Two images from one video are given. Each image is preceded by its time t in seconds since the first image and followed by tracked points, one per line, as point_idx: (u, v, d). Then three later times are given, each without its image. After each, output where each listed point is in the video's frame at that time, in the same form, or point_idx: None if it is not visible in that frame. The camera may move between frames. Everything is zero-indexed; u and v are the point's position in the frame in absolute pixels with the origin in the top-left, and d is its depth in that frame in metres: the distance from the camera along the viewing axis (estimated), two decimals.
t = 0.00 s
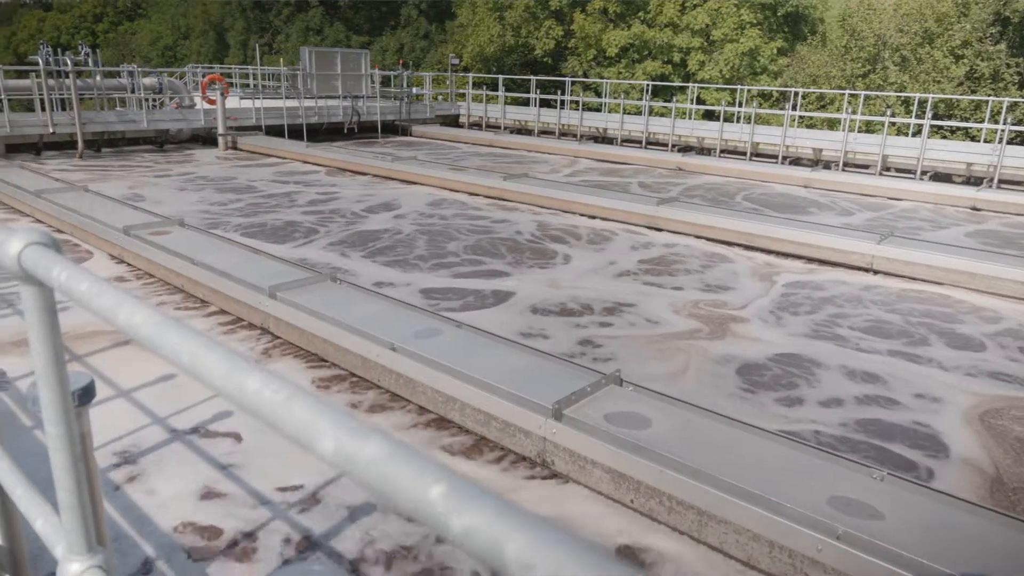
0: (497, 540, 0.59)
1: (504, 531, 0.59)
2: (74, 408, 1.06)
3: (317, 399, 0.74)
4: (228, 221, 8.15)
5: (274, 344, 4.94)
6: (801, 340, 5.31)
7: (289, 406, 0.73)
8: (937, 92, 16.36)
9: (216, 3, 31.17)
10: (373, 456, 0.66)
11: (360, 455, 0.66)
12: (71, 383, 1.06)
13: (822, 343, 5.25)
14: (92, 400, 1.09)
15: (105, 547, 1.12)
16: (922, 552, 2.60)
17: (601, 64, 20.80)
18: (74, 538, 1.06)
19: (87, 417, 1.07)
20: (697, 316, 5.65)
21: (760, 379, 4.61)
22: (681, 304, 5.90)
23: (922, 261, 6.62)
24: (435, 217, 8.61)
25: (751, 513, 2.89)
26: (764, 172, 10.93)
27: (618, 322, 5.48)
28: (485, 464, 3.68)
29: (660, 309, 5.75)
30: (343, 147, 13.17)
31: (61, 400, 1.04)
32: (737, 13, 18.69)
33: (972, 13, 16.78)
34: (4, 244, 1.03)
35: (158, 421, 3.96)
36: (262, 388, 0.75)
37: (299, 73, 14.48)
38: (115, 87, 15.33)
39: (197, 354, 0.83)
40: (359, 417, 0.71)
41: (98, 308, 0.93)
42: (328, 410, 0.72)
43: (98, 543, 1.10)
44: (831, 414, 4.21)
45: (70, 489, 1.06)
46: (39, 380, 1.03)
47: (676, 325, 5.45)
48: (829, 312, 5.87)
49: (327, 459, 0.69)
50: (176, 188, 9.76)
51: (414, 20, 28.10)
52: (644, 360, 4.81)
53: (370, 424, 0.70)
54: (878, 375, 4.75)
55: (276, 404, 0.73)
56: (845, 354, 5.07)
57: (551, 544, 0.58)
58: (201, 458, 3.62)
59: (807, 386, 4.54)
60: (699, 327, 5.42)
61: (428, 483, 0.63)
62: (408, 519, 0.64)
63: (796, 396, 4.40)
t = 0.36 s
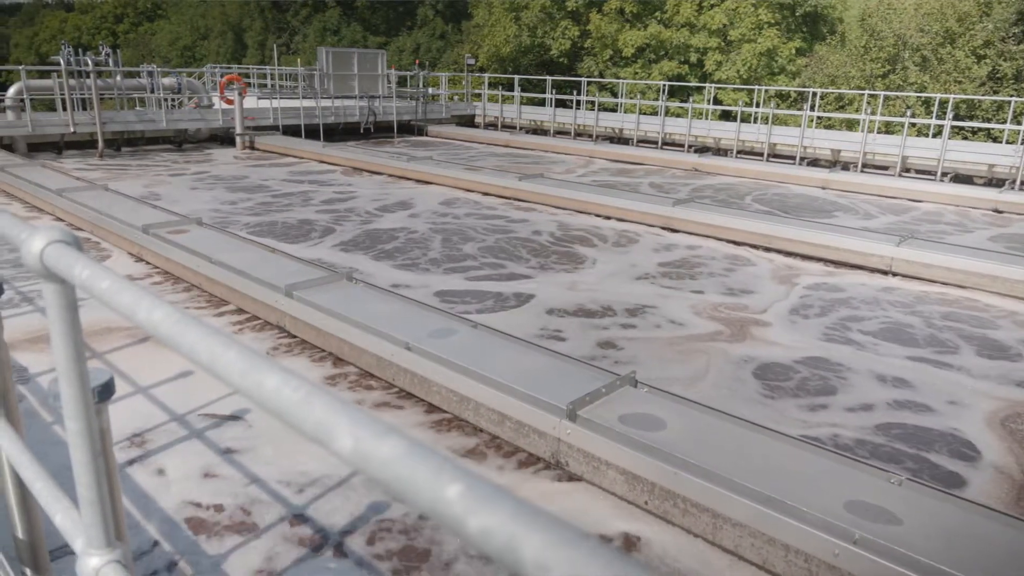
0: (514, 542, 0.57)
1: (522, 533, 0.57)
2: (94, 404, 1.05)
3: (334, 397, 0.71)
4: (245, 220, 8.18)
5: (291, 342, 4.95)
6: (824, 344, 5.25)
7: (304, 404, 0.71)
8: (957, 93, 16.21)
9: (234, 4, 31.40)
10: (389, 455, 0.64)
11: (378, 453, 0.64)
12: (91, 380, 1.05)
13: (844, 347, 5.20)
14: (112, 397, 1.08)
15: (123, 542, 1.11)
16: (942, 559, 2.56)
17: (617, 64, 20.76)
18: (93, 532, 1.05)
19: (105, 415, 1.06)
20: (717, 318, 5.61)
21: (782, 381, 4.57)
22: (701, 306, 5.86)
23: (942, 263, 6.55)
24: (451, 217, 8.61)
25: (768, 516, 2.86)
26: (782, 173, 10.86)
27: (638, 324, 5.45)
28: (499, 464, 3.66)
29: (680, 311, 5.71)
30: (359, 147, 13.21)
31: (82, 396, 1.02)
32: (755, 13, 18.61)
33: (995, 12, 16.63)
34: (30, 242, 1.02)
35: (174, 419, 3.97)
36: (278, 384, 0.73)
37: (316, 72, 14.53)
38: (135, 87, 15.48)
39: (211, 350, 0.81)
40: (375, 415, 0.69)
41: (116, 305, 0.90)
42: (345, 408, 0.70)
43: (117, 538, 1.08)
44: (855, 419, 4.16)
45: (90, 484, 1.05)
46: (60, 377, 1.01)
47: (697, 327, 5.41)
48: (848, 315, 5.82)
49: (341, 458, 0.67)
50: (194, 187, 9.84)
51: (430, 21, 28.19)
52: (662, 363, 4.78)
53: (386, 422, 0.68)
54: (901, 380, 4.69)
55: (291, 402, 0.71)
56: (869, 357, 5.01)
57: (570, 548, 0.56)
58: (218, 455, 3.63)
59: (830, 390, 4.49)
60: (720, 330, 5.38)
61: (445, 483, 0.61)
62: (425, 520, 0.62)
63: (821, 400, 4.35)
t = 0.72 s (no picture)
0: (530, 541, 0.57)
1: (538, 532, 0.57)
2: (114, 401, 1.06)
3: (354, 396, 0.71)
4: (264, 219, 8.25)
5: (308, 341, 4.97)
6: (847, 347, 5.20)
7: (325, 402, 0.70)
8: (980, 93, 16.02)
9: (254, 5, 31.66)
10: (407, 455, 0.64)
11: (396, 452, 0.64)
12: (111, 377, 1.06)
13: (867, 351, 5.14)
14: (130, 394, 1.09)
15: (142, 537, 1.12)
16: (960, 565, 2.53)
17: (634, 64, 20.72)
18: (113, 527, 1.06)
19: (126, 410, 1.08)
20: (738, 320, 5.57)
21: (803, 385, 4.53)
22: (722, 308, 5.82)
23: (964, 266, 6.47)
24: (467, 217, 8.62)
25: (783, 520, 2.84)
26: (800, 174, 10.79)
27: (658, 327, 5.42)
28: (512, 464, 3.66)
29: (701, 314, 5.68)
30: (376, 147, 13.25)
31: (102, 392, 1.03)
32: (775, 13, 18.48)
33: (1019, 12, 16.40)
34: (53, 241, 1.03)
35: (192, 415, 4.00)
36: (298, 383, 0.73)
37: (334, 72, 14.60)
38: (155, 86, 15.63)
39: (231, 347, 0.80)
40: (394, 415, 0.69)
41: (138, 303, 0.90)
42: (362, 406, 0.69)
43: (137, 533, 1.09)
44: (879, 424, 4.12)
45: (109, 479, 1.06)
46: (81, 373, 1.02)
47: (717, 330, 5.37)
48: (867, 318, 5.77)
49: (360, 456, 0.67)
50: (214, 186, 9.91)
51: (447, 21, 28.27)
52: (678, 365, 4.77)
53: (406, 422, 0.68)
54: (925, 385, 4.64)
55: (313, 400, 0.71)
56: (892, 362, 4.96)
57: (585, 546, 0.56)
58: (235, 453, 3.65)
59: (853, 394, 4.45)
60: (742, 332, 5.34)
61: (461, 483, 0.61)
62: (442, 520, 0.62)
63: (843, 405, 4.31)
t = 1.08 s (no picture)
0: (544, 542, 0.57)
1: (552, 532, 0.57)
2: (132, 397, 1.06)
3: (369, 395, 0.71)
4: (279, 217, 8.29)
5: (322, 340, 4.99)
6: (868, 351, 5.15)
7: (341, 401, 0.70)
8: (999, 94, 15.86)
9: (270, 6, 31.84)
10: (421, 453, 0.64)
11: (410, 451, 0.64)
12: (129, 374, 1.06)
13: (888, 355, 5.09)
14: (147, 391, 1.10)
15: (157, 533, 1.12)
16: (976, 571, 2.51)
17: (649, 64, 20.67)
18: (128, 523, 1.07)
19: (143, 407, 1.08)
20: (754, 322, 5.54)
21: (825, 390, 4.49)
22: (740, 310, 5.78)
23: (984, 269, 6.41)
24: (481, 216, 8.62)
25: (796, 523, 2.82)
26: (816, 175, 10.73)
27: (676, 329, 5.40)
28: (525, 464, 3.66)
29: (720, 316, 5.64)
30: (391, 147, 13.28)
31: (120, 389, 1.03)
32: (792, 13, 18.39)
33: None
34: (73, 239, 1.03)
35: (207, 413, 4.02)
36: (313, 383, 0.73)
37: (349, 72, 14.66)
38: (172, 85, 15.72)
39: (248, 346, 0.80)
40: (408, 414, 0.69)
41: (157, 301, 0.91)
42: (377, 405, 0.70)
43: (152, 529, 1.10)
44: (901, 429, 4.08)
45: (126, 475, 1.07)
46: (99, 370, 1.03)
47: (733, 332, 5.34)
48: (884, 321, 5.73)
49: (375, 454, 0.68)
50: (230, 185, 9.96)
51: (462, 22, 28.33)
52: (693, 367, 4.75)
53: (420, 422, 0.68)
54: (948, 391, 4.58)
55: (326, 399, 0.71)
56: (913, 366, 4.90)
57: (597, 545, 0.56)
58: (250, 451, 3.67)
59: (875, 399, 4.41)
60: (761, 335, 5.30)
61: (475, 483, 0.61)
62: (456, 519, 0.62)
63: (864, 410, 4.26)
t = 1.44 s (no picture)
0: (555, 543, 0.57)
1: (564, 534, 0.57)
2: (145, 395, 1.07)
3: (381, 395, 0.71)
4: (292, 217, 8.31)
5: (334, 339, 5.00)
6: (885, 354, 5.11)
7: (352, 400, 0.70)
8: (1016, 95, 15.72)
9: (283, 6, 31.98)
10: (433, 453, 0.64)
11: (422, 450, 0.64)
12: (142, 371, 1.07)
13: (905, 358, 5.05)
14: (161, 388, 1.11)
15: (169, 529, 1.13)
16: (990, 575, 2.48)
17: (661, 64, 20.62)
18: (141, 519, 1.08)
19: (156, 405, 1.09)
20: (768, 324, 5.51)
21: (841, 393, 4.45)
22: (757, 312, 5.75)
23: (1000, 272, 6.35)
24: (493, 216, 8.62)
25: (808, 526, 2.81)
26: (829, 176, 10.66)
27: (691, 330, 5.37)
28: (535, 464, 3.65)
29: (734, 318, 5.61)
30: (403, 146, 13.31)
31: (134, 387, 1.04)
32: (805, 13, 18.29)
33: None
34: (88, 237, 1.04)
35: (219, 411, 4.04)
36: (326, 381, 0.73)
37: (362, 72, 14.70)
38: (185, 85, 15.80)
39: (261, 345, 0.80)
40: (420, 415, 0.69)
41: (171, 298, 0.91)
42: (390, 405, 0.70)
43: (164, 525, 1.10)
44: (919, 434, 4.04)
45: (139, 472, 1.08)
46: (113, 367, 1.03)
47: (746, 334, 5.32)
48: (898, 323, 5.69)
49: (387, 453, 0.68)
50: (243, 184, 10.00)
51: (474, 22, 28.36)
52: (705, 368, 4.73)
53: (431, 421, 0.68)
54: (967, 395, 4.54)
55: (337, 398, 0.71)
56: (929, 369, 4.87)
57: (608, 545, 0.56)
58: (262, 448, 3.68)
59: (892, 403, 4.38)
60: (778, 337, 5.27)
61: (488, 484, 0.61)
62: (467, 519, 0.62)
63: (880, 413, 4.23)
